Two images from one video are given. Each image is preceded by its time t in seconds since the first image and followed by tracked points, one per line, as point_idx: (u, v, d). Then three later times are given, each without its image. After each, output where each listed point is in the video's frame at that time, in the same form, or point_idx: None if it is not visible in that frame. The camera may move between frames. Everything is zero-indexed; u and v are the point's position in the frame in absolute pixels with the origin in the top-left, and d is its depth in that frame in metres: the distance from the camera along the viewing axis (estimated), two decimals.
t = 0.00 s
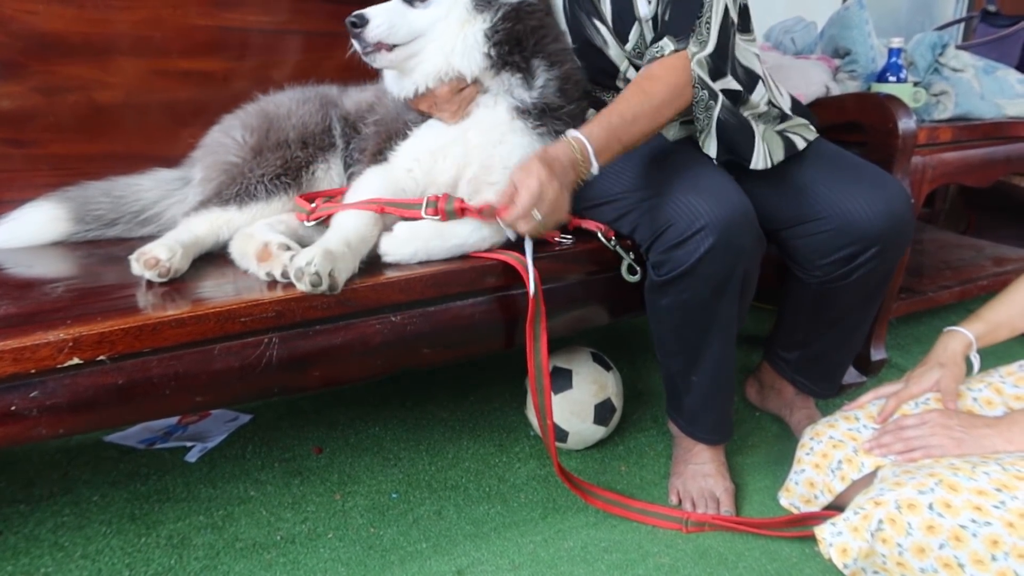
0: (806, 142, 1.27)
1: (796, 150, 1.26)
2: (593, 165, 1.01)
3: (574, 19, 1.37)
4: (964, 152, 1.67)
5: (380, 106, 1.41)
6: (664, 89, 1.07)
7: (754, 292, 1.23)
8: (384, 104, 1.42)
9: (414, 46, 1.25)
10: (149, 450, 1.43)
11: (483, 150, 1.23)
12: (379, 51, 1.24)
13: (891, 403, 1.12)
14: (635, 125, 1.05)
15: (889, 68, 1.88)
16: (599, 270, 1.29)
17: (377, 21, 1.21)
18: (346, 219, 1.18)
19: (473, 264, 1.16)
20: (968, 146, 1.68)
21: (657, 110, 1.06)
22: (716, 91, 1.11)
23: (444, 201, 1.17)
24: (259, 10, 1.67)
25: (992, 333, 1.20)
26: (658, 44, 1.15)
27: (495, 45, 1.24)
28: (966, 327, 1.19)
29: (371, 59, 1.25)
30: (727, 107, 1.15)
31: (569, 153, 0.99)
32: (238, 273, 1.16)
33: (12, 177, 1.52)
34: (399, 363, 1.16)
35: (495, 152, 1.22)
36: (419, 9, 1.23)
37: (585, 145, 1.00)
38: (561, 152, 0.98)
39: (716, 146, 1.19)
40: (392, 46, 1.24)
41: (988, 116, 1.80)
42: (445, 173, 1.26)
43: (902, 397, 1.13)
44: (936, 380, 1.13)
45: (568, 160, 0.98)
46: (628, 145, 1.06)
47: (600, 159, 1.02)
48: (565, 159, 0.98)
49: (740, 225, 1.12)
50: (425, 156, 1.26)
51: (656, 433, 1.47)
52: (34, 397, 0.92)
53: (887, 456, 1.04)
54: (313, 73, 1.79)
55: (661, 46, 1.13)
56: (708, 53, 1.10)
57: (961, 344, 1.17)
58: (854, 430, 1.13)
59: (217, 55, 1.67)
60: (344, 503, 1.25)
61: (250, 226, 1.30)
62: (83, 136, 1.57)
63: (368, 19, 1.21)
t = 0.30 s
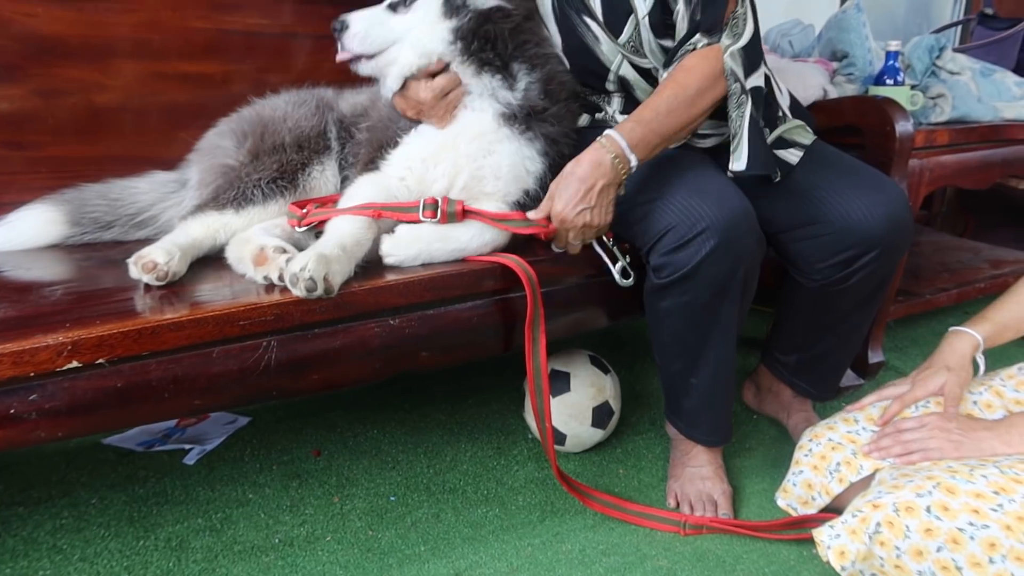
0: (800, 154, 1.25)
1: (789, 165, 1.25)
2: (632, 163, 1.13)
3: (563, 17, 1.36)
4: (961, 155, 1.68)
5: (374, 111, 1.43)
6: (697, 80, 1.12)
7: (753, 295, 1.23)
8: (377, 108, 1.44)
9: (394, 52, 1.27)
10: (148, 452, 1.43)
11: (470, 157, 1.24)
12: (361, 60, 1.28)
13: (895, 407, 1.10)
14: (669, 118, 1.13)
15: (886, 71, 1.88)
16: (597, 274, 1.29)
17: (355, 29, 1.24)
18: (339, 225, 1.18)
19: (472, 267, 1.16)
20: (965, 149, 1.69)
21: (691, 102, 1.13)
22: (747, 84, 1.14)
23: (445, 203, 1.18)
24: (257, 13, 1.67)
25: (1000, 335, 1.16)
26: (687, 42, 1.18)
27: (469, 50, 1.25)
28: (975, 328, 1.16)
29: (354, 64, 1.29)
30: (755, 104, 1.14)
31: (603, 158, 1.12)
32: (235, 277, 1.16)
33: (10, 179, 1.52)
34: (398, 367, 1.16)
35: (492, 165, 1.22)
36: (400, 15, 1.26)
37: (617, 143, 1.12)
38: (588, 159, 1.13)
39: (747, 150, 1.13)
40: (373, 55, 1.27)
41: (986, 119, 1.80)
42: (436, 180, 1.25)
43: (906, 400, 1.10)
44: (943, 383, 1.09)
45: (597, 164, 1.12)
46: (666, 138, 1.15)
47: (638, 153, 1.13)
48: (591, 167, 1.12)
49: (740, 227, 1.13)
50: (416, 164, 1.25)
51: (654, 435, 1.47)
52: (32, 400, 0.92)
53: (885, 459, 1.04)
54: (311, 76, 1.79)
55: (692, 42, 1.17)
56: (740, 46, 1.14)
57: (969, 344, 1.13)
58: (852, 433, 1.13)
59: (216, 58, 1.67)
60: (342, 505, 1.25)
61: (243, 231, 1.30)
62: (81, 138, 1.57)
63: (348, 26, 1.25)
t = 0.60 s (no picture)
0: (785, 171, 1.31)
1: (772, 182, 1.29)
2: (573, 155, 1.15)
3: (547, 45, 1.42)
4: (948, 174, 1.70)
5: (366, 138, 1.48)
6: (651, 95, 1.17)
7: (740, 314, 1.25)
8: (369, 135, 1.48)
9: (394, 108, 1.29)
10: (139, 471, 1.43)
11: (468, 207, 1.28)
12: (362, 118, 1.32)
13: (896, 428, 1.09)
14: (619, 123, 1.16)
15: (874, 92, 1.91)
16: (588, 293, 1.30)
17: (348, 89, 1.27)
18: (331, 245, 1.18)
19: (465, 288, 1.17)
20: (952, 169, 1.71)
21: (643, 115, 1.17)
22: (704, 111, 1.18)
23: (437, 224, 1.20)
24: (252, 33, 1.69)
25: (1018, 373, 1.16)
26: (651, 64, 1.23)
27: (468, 107, 1.24)
28: (994, 367, 1.16)
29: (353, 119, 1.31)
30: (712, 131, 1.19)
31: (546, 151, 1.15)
32: (225, 297, 1.17)
33: (4, 198, 1.53)
34: (390, 386, 1.17)
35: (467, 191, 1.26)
36: (393, 68, 1.27)
37: (563, 137, 1.15)
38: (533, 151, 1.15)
39: (723, 174, 1.19)
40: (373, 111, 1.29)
41: (972, 139, 1.82)
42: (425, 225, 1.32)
43: (909, 423, 1.08)
44: (954, 413, 1.08)
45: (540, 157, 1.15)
46: (613, 142, 1.18)
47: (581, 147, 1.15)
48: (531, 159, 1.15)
49: (723, 247, 1.14)
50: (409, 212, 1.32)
51: (646, 454, 1.48)
52: (25, 421, 0.92)
53: (875, 479, 1.05)
54: (306, 95, 1.81)
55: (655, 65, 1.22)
56: (700, 73, 1.18)
57: (994, 388, 1.13)
58: (843, 452, 1.14)
59: (211, 77, 1.68)
60: (335, 525, 1.25)
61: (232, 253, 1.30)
62: (76, 157, 1.58)
63: (342, 87, 1.28)
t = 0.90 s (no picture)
0: (771, 197, 1.32)
1: (760, 206, 1.32)
2: (539, 177, 1.27)
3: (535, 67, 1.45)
4: (940, 196, 1.71)
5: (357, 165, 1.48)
6: (621, 121, 1.26)
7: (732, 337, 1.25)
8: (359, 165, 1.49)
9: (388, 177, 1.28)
10: (131, 495, 1.41)
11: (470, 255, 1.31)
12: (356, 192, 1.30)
13: (889, 448, 1.08)
14: (587, 146, 1.26)
15: (865, 114, 1.93)
16: (583, 314, 1.31)
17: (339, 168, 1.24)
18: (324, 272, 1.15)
19: (460, 309, 1.18)
20: (943, 190, 1.72)
21: (614, 140, 1.27)
22: (674, 136, 1.25)
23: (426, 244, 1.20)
24: (249, 56, 1.71)
25: (1009, 395, 1.16)
26: (626, 85, 1.32)
27: (461, 163, 1.25)
28: (985, 390, 1.16)
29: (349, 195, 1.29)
30: (683, 155, 1.26)
31: (513, 170, 1.25)
32: (212, 319, 1.17)
33: None
34: (384, 408, 1.17)
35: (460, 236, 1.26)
36: (375, 135, 1.26)
37: (533, 157, 1.25)
38: (500, 168, 1.25)
39: (683, 196, 1.26)
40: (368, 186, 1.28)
41: (963, 160, 1.84)
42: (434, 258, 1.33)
43: (903, 443, 1.08)
44: (946, 433, 1.09)
45: (506, 176, 1.25)
46: (579, 164, 1.28)
47: (547, 171, 1.26)
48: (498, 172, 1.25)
49: (713, 270, 1.15)
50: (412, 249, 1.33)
51: (642, 475, 1.47)
52: (16, 444, 0.91)
53: (872, 501, 1.04)
54: (302, 118, 1.82)
55: (629, 88, 1.30)
56: (672, 99, 1.25)
57: (985, 411, 1.13)
58: (839, 473, 1.13)
59: (207, 99, 1.70)
60: (328, 548, 1.24)
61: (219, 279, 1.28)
62: (72, 179, 1.59)
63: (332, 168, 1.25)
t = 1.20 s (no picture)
0: (759, 205, 1.35)
1: (742, 218, 1.33)
2: (541, 184, 1.27)
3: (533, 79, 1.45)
4: (935, 203, 1.72)
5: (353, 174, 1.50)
6: (625, 124, 1.26)
7: (726, 346, 1.24)
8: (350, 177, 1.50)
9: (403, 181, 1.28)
10: (126, 504, 1.41)
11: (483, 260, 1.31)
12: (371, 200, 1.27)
13: (886, 456, 1.09)
14: (592, 150, 1.27)
15: (861, 122, 1.94)
16: (579, 321, 1.31)
17: (353, 174, 1.22)
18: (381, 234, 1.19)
19: (457, 316, 1.17)
20: (939, 198, 1.73)
21: (620, 143, 1.27)
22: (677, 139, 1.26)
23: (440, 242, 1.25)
24: (247, 64, 1.72)
25: (1006, 403, 1.16)
26: (631, 88, 1.31)
27: (474, 164, 1.26)
28: (981, 397, 1.16)
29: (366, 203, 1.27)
30: (685, 160, 1.27)
31: (516, 173, 1.26)
32: (208, 327, 1.17)
33: None
34: (381, 416, 1.16)
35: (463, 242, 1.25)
36: (387, 141, 1.25)
37: (535, 162, 1.26)
38: (505, 173, 1.26)
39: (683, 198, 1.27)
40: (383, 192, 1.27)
41: (957, 168, 1.84)
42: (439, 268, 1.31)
43: (897, 450, 1.09)
44: (943, 440, 1.08)
45: (510, 180, 1.26)
46: (583, 169, 1.29)
47: (550, 175, 1.27)
48: (502, 176, 1.26)
49: (702, 282, 1.15)
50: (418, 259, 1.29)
51: (639, 483, 1.47)
52: (11, 453, 0.91)
53: (869, 509, 1.04)
54: (300, 126, 1.83)
55: (635, 90, 1.29)
56: (678, 101, 1.26)
57: (981, 418, 1.13)
58: (836, 481, 1.13)
59: (204, 108, 1.70)
60: (324, 557, 1.23)
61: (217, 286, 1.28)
62: (68, 187, 1.59)
63: (346, 177, 1.22)
